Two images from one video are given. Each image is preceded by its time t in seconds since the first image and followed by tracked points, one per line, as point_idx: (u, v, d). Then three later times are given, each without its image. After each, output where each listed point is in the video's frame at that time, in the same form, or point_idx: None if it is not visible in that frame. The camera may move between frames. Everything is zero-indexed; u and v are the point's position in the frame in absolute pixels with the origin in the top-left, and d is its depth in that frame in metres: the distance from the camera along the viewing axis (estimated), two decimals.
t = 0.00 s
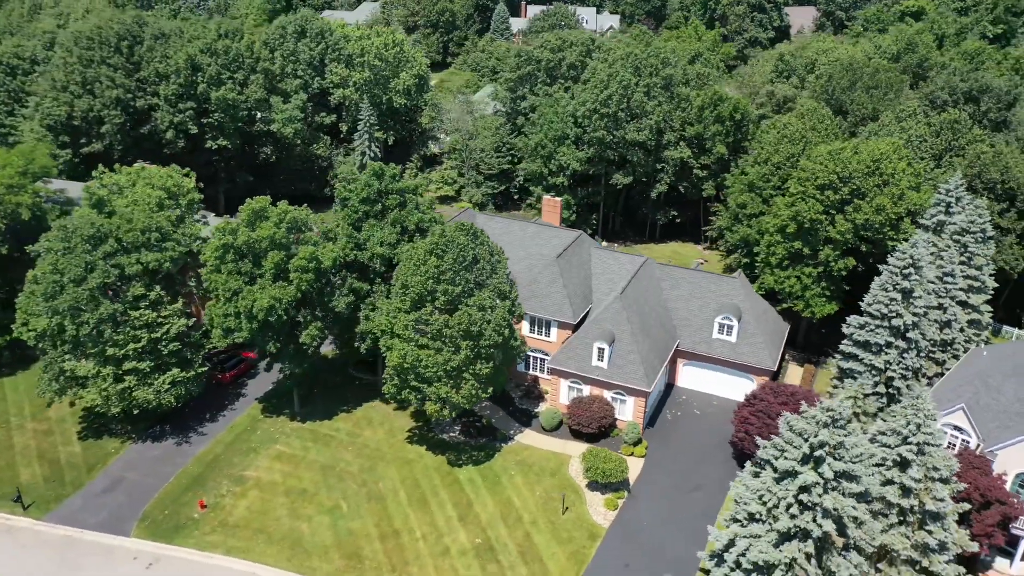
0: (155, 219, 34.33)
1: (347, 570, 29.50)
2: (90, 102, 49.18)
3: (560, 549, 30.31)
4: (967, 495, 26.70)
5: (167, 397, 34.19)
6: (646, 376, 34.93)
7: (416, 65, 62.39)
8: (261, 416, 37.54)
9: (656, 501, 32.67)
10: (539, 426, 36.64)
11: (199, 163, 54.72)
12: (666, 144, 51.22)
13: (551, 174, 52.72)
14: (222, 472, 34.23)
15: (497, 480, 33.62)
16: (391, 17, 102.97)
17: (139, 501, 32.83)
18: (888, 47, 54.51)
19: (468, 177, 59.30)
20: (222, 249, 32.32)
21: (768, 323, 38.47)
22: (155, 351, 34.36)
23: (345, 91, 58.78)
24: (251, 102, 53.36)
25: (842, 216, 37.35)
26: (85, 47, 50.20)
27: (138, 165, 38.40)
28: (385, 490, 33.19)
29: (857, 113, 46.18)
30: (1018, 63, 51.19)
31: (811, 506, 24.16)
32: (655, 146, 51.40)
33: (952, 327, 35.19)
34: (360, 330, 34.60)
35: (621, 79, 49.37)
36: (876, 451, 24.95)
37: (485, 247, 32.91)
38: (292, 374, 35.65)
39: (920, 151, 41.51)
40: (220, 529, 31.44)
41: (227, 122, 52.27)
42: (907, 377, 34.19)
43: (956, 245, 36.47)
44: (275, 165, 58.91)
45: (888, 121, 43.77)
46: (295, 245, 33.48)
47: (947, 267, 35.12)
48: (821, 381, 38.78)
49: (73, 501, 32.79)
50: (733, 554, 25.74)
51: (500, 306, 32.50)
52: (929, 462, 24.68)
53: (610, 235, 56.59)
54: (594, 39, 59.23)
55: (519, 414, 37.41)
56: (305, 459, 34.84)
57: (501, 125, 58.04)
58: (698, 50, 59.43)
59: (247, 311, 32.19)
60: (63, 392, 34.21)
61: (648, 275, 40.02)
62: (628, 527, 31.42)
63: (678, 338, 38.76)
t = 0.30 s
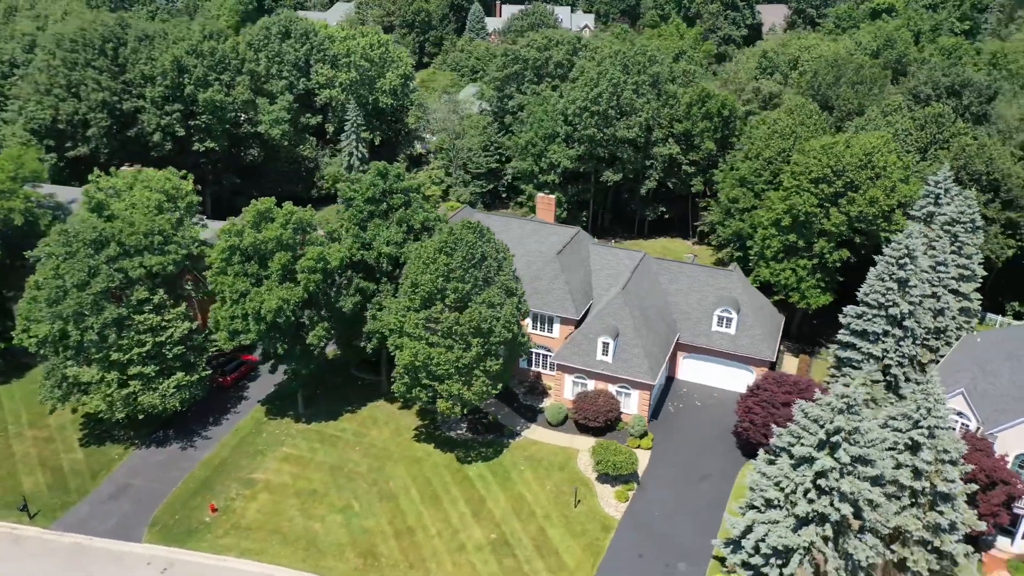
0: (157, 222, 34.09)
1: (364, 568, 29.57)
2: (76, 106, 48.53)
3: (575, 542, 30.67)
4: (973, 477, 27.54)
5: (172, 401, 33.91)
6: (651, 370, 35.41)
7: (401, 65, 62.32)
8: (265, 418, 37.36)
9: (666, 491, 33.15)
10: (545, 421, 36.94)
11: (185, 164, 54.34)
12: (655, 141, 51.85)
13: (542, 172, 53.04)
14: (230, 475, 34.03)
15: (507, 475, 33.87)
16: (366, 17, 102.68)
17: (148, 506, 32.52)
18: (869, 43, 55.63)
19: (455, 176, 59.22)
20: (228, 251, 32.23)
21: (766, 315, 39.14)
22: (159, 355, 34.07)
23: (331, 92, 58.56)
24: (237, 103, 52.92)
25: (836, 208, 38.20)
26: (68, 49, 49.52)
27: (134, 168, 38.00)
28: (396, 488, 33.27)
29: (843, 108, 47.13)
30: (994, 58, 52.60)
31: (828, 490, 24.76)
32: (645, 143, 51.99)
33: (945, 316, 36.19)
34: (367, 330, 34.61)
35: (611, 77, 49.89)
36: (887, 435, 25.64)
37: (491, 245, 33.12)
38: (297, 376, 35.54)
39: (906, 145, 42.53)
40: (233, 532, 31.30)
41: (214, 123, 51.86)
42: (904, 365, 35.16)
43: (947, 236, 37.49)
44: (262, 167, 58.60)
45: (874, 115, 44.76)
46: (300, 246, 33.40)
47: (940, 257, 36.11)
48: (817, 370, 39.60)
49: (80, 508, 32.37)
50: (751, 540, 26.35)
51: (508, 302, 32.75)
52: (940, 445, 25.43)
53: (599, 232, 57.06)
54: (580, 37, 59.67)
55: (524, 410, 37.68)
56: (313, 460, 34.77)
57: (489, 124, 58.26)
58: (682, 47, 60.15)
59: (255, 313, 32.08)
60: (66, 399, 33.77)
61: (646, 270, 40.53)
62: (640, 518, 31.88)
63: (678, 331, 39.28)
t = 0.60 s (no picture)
0: (159, 225, 33.83)
1: (382, 566, 29.72)
2: (60, 109, 47.81)
3: (588, 533, 31.12)
4: (976, 456, 28.43)
5: (179, 405, 33.69)
6: (654, 362, 35.98)
7: (385, 64, 62.22)
8: (269, 420, 37.25)
9: (673, 481, 33.74)
10: (549, 416, 37.32)
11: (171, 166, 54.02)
12: (642, 138, 52.53)
13: (531, 170, 53.35)
14: (239, 477, 33.89)
15: (517, 470, 34.20)
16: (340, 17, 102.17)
17: (158, 512, 32.27)
18: (848, 39, 56.87)
19: (442, 175, 58.74)
20: (235, 253, 32.15)
21: (761, 307, 39.91)
22: (164, 359, 33.85)
23: (316, 92, 58.31)
24: (224, 105, 52.50)
25: (828, 200, 39.16)
26: (51, 52, 48.78)
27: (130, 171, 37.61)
28: (407, 486, 33.43)
29: (827, 103, 48.21)
30: (967, 52, 54.22)
31: (842, 474, 25.50)
32: (632, 140, 52.64)
33: (936, 303, 37.25)
34: (373, 330, 34.73)
35: (599, 75, 50.46)
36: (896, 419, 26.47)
37: (497, 241, 33.42)
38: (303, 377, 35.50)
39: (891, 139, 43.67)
40: (246, 534, 31.20)
41: (201, 126, 51.43)
42: (898, 351, 36.46)
43: (935, 226, 38.62)
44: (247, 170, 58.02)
45: (859, 109, 45.87)
46: (306, 247, 33.37)
47: (931, 246, 37.24)
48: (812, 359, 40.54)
49: (87, 516, 32.01)
50: (766, 524, 27.00)
51: (516, 298, 33.04)
52: (946, 427, 26.29)
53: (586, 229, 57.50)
54: (564, 36, 60.13)
55: (528, 406, 38.02)
56: (321, 461, 34.77)
57: (475, 123, 58.50)
58: (665, 45, 60.95)
59: (264, 314, 32.03)
60: (69, 406, 33.36)
61: (643, 264, 41.15)
62: (650, 507, 32.40)
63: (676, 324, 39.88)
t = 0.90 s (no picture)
0: (161, 228, 33.55)
1: (400, 563, 29.90)
2: (44, 113, 47.12)
3: (601, 524, 31.60)
4: (976, 437, 29.42)
5: (186, 409, 33.48)
6: (656, 355, 36.59)
7: (369, 65, 62.14)
8: (274, 422, 37.11)
9: (680, 471, 34.35)
10: (554, 411, 37.75)
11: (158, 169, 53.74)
12: (629, 135, 53.21)
13: (520, 168, 53.74)
14: (248, 480, 33.76)
15: (526, 464, 34.56)
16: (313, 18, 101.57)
17: (169, 517, 32.02)
18: (826, 35, 58.09)
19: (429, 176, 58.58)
20: (242, 254, 32.10)
21: (756, 298, 40.72)
22: (169, 363, 33.60)
23: (301, 93, 58.06)
24: (210, 107, 52.10)
25: (819, 193, 40.15)
26: (33, 55, 48.04)
27: (126, 174, 37.25)
28: (419, 483, 33.61)
29: (811, 98, 49.29)
30: (942, 48, 55.69)
31: (854, 457, 26.29)
32: (620, 137, 53.27)
33: (926, 291, 38.42)
34: (379, 329, 34.85)
35: (587, 73, 51.05)
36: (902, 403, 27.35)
37: (504, 239, 33.74)
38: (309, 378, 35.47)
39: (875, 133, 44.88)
40: (260, 536, 31.14)
41: (187, 129, 50.94)
42: (890, 339, 37.54)
43: (922, 216, 39.82)
44: (234, 172, 57.25)
45: (843, 104, 46.97)
46: (313, 247, 33.39)
47: (920, 236, 38.40)
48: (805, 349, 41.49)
49: (97, 523, 31.64)
50: (780, 509, 27.71)
51: (523, 294, 33.38)
52: (950, 409, 27.24)
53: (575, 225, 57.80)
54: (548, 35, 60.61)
55: (532, 401, 38.39)
56: (330, 461, 34.79)
57: (461, 122, 58.68)
58: (647, 43, 61.72)
59: (273, 316, 32.00)
60: (73, 413, 32.99)
61: (639, 259, 41.75)
62: (660, 497, 32.98)
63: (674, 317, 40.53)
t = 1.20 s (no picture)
0: (165, 237, 33.38)
1: (418, 566, 30.04)
2: (29, 123, 46.54)
3: (613, 521, 32.06)
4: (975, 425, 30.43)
5: (193, 419, 33.27)
6: (658, 353, 37.24)
7: (353, 71, 62.18)
8: (278, 430, 37.00)
9: (687, 467, 34.94)
10: (558, 411, 38.17)
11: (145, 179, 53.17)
12: (616, 138, 53.94)
13: (509, 172, 54.21)
14: (257, 488, 33.64)
15: (534, 464, 34.90)
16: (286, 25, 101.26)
17: (179, 527, 31.74)
18: (804, 39, 59.44)
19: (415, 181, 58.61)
20: (249, 261, 32.09)
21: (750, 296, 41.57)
22: (175, 373, 33.35)
23: (286, 100, 57.90)
24: (197, 115, 51.77)
25: (809, 192, 41.20)
26: (16, 64, 47.46)
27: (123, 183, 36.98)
28: (430, 486, 33.77)
29: (794, 100, 50.46)
30: (915, 50, 57.39)
31: (864, 446, 27.11)
32: (607, 140, 53.98)
33: (915, 285, 39.60)
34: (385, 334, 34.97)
35: (574, 78, 51.71)
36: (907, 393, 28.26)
37: (509, 241, 34.10)
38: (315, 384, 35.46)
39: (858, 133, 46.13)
40: (274, 544, 31.05)
41: (174, 137, 50.54)
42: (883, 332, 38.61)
43: (908, 213, 41.11)
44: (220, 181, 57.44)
45: (826, 105, 48.18)
46: (319, 254, 33.44)
47: (909, 232, 39.60)
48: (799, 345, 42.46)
49: (106, 536, 31.28)
50: (792, 499, 28.43)
51: (529, 296, 33.74)
52: (952, 397, 28.22)
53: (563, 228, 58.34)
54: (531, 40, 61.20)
55: (536, 402, 38.76)
56: (339, 467, 34.80)
57: (447, 128, 58.98)
58: (629, 47, 62.60)
59: (282, 322, 32.00)
60: (78, 426, 32.61)
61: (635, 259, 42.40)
62: (668, 492, 33.55)
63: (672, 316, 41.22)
